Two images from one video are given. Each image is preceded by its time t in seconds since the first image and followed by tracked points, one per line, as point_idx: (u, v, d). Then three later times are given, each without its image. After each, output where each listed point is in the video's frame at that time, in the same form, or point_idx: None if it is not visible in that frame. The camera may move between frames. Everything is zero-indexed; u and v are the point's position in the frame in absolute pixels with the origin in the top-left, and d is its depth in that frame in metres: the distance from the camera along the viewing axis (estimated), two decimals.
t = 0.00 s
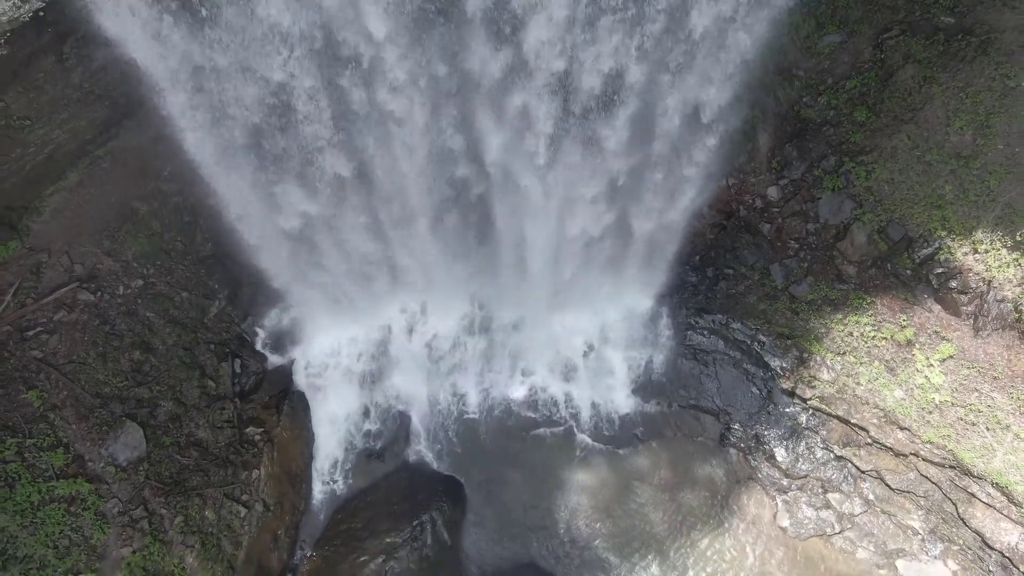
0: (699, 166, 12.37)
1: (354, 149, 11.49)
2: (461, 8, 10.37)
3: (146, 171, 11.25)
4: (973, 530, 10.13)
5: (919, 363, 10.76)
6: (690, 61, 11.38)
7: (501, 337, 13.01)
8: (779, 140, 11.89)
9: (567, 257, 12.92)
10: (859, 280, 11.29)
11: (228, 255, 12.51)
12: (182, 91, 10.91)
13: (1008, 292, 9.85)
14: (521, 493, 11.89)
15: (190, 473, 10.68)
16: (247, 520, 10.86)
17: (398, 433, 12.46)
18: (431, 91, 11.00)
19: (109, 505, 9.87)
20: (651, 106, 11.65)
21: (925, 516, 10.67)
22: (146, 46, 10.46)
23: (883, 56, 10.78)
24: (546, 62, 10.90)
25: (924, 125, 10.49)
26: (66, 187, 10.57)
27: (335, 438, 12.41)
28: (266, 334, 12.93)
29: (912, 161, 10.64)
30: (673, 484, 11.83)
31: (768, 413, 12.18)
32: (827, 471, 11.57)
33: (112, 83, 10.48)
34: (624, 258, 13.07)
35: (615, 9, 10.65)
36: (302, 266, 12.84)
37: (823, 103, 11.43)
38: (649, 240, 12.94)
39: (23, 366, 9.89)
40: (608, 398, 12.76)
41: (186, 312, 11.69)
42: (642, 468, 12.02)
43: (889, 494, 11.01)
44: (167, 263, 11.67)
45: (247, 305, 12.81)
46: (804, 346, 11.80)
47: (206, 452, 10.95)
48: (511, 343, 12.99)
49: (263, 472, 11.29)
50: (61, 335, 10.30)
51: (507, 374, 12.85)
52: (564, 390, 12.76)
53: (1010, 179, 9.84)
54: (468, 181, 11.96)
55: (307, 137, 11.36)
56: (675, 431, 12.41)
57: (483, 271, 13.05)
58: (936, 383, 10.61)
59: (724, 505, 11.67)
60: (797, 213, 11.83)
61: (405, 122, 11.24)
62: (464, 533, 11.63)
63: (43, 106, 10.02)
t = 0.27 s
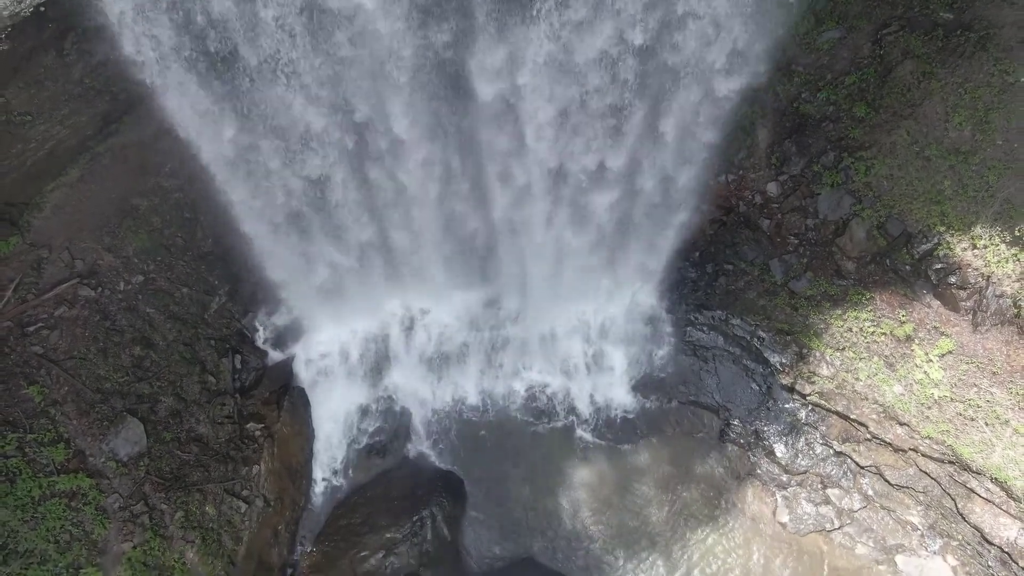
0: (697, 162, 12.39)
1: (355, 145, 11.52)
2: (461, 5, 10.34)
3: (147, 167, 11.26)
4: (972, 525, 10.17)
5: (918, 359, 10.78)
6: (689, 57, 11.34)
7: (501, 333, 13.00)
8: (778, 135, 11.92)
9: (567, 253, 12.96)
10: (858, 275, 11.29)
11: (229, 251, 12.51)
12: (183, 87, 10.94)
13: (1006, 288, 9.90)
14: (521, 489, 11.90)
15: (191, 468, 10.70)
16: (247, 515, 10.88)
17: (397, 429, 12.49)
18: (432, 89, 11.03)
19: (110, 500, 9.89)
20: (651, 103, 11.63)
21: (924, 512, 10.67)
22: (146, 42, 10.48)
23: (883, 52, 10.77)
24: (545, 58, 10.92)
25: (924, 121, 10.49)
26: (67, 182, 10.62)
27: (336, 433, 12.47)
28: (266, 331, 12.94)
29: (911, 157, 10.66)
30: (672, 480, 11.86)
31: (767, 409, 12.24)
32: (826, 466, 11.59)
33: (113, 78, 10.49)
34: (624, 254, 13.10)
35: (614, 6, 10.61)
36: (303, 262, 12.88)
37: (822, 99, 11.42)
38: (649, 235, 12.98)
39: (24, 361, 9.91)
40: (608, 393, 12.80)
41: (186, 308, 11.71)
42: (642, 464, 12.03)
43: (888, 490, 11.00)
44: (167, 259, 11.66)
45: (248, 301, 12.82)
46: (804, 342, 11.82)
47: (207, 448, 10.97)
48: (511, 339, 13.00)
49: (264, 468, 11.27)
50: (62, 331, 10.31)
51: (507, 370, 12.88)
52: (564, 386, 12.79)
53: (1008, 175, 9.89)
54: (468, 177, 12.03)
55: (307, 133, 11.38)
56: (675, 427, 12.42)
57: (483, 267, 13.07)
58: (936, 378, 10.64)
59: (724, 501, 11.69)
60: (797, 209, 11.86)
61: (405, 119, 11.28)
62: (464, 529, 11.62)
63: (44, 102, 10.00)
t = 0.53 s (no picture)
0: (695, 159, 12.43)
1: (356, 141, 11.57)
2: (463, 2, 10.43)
3: (148, 163, 11.26)
4: (971, 520, 10.16)
5: (917, 354, 10.81)
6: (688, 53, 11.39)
7: (501, 329, 12.99)
8: (777, 131, 11.91)
9: (567, 248, 12.98)
10: (858, 271, 11.31)
11: (230, 247, 12.53)
12: (185, 83, 11.02)
13: (1006, 283, 9.89)
14: (520, 485, 11.92)
15: (191, 464, 10.69)
16: (247, 511, 10.89)
17: (397, 425, 12.49)
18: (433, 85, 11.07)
19: (111, 494, 9.88)
20: (650, 99, 11.70)
21: (923, 507, 10.68)
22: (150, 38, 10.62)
23: (882, 48, 10.81)
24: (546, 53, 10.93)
25: (923, 116, 10.51)
26: (68, 178, 10.59)
27: (336, 428, 12.52)
28: (265, 329, 12.90)
29: (910, 152, 10.67)
30: (672, 476, 11.88)
31: (767, 405, 12.27)
32: (826, 462, 11.64)
33: (116, 74, 10.61)
34: (624, 250, 13.12)
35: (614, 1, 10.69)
36: (304, 258, 12.92)
37: (822, 95, 11.43)
38: (649, 231, 13.00)
39: (24, 357, 9.90)
40: (608, 390, 12.82)
41: (187, 304, 11.71)
42: (643, 459, 12.05)
43: (887, 485, 11.04)
44: (167, 255, 11.64)
45: (249, 297, 12.85)
46: (803, 337, 11.84)
47: (207, 443, 10.96)
48: (511, 335, 13.00)
49: (264, 464, 11.30)
50: (62, 326, 10.29)
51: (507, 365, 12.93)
52: (564, 382, 12.84)
53: (1008, 170, 9.91)
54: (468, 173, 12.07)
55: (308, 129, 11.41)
56: (675, 423, 12.43)
57: (483, 262, 13.08)
58: (935, 374, 10.64)
59: (724, 497, 11.71)
60: (796, 205, 11.86)
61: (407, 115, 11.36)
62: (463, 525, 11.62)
63: (44, 97, 10.10)
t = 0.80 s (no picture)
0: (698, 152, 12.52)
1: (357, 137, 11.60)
2: None
3: (148, 158, 11.27)
4: (970, 515, 10.14)
5: (916, 348, 10.78)
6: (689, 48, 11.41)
7: (501, 323, 12.99)
8: (777, 126, 11.99)
9: (567, 242, 13.03)
10: (857, 266, 11.34)
11: (231, 242, 12.58)
12: (184, 79, 10.95)
13: (1005, 277, 9.84)
14: (520, 480, 11.93)
15: (192, 458, 10.70)
16: (247, 505, 10.90)
17: (396, 420, 12.48)
18: (434, 80, 11.06)
19: (111, 489, 9.88)
20: (650, 94, 11.71)
21: (923, 502, 10.73)
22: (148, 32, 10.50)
23: (881, 43, 10.83)
24: (546, 49, 10.94)
25: (922, 111, 10.52)
26: (68, 173, 10.59)
27: (336, 423, 12.52)
28: (266, 323, 12.96)
29: (909, 146, 10.70)
30: (672, 471, 11.89)
31: (766, 400, 12.31)
32: (826, 456, 11.67)
33: (116, 68, 10.48)
34: (624, 244, 13.15)
35: None
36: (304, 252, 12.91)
37: (821, 90, 11.50)
38: (649, 226, 13.03)
39: (25, 351, 9.91)
40: (608, 385, 12.85)
41: (187, 299, 11.75)
42: (643, 455, 12.07)
43: (886, 480, 11.08)
44: (168, 250, 11.67)
45: (249, 292, 12.87)
46: (802, 332, 11.86)
47: (208, 438, 10.98)
48: (511, 329, 13.00)
49: (264, 459, 11.34)
50: (63, 321, 10.34)
51: (508, 359, 12.96)
52: (564, 377, 12.87)
53: (1007, 164, 9.82)
54: (469, 167, 12.11)
55: (309, 125, 11.45)
56: (675, 418, 12.47)
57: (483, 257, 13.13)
58: (934, 368, 10.60)
59: (723, 492, 11.74)
60: (795, 200, 11.93)
61: (407, 110, 11.33)
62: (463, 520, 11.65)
63: (45, 92, 9.94)
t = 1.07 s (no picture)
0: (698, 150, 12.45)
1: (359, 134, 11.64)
2: None
3: (148, 155, 11.28)
4: (969, 511, 10.18)
5: (915, 345, 10.83)
6: (689, 46, 11.42)
7: (500, 319, 13.09)
8: (776, 123, 12.01)
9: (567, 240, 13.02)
10: (857, 262, 11.34)
11: (231, 239, 12.57)
12: (183, 77, 10.94)
13: (1004, 273, 9.92)
14: (521, 477, 11.94)
15: (192, 454, 10.70)
16: (247, 502, 10.86)
17: (397, 416, 12.51)
18: (434, 77, 11.05)
19: (112, 484, 9.90)
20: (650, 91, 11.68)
21: (922, 498, 10.71)
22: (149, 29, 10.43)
23: (880, 39, 10.88)
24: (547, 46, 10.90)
25: (921, 107, 10.58)
26: (69, 170, 10.59)
27: (336, 420, 12.56)
28: (267, 319, 13.03)
29: (908, 143, 10.72)
30: (672, 467, 11.89)
31: (765, 397, 12.33)
32: (826, 453, 11.63)
33: (117, 65, 10.47)
34: (624, 241, 13.19)
35: None
36: (303, 249, 12.95)
37: (820, 87, 11.52)
38: (649, 223, 13.04)
39: (25, 348, 9.93)
40: (608, 382, 12.87)
41: (188, 296, 11.75)
42: (642, 451, 12.07)
43: (886, 477, 11.03)
44: (168, 247, 11.69)
45: (249, 288, 12.85)
46: (802, 329, 11.88)
47: (208, 434, 10.98)
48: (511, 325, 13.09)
49: (264, 455, 11.29)
50: (64, 317, 10.35)
51: (507, 355, 13.00)
52: (564, 373, 12.88)
53: (1006, 161, 9.92)
54: (469, 165, 12.11)
55: (310, 122, 11.47)
56: (674, 415, 12.47)
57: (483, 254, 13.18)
58: (933, 364, 10.67)
59: (723, 489, 11.74)
60: (795, 196, 11.94)
61: (407, 107, 11.34)
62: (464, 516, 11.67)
63: (46, 89, 10.00)
